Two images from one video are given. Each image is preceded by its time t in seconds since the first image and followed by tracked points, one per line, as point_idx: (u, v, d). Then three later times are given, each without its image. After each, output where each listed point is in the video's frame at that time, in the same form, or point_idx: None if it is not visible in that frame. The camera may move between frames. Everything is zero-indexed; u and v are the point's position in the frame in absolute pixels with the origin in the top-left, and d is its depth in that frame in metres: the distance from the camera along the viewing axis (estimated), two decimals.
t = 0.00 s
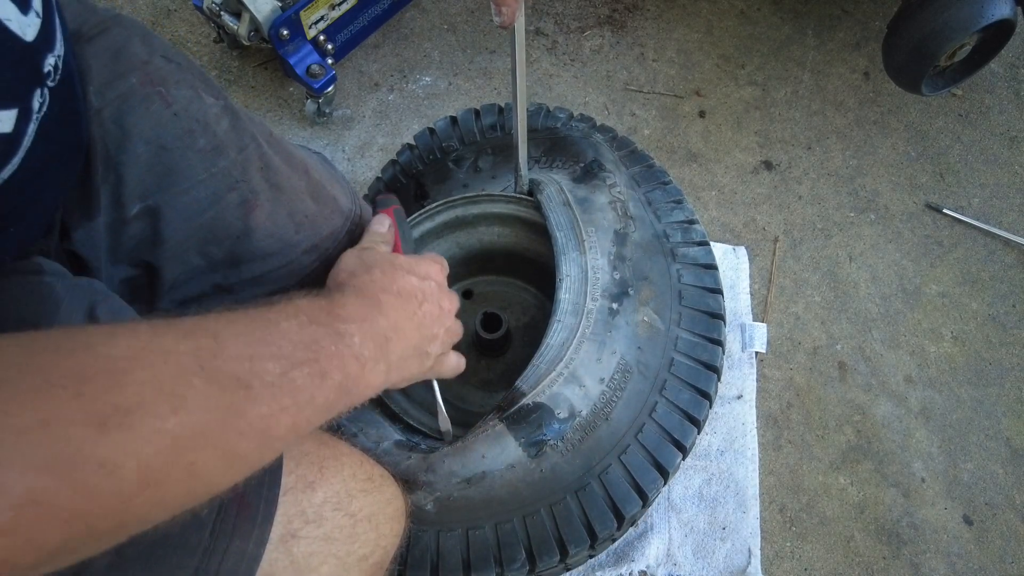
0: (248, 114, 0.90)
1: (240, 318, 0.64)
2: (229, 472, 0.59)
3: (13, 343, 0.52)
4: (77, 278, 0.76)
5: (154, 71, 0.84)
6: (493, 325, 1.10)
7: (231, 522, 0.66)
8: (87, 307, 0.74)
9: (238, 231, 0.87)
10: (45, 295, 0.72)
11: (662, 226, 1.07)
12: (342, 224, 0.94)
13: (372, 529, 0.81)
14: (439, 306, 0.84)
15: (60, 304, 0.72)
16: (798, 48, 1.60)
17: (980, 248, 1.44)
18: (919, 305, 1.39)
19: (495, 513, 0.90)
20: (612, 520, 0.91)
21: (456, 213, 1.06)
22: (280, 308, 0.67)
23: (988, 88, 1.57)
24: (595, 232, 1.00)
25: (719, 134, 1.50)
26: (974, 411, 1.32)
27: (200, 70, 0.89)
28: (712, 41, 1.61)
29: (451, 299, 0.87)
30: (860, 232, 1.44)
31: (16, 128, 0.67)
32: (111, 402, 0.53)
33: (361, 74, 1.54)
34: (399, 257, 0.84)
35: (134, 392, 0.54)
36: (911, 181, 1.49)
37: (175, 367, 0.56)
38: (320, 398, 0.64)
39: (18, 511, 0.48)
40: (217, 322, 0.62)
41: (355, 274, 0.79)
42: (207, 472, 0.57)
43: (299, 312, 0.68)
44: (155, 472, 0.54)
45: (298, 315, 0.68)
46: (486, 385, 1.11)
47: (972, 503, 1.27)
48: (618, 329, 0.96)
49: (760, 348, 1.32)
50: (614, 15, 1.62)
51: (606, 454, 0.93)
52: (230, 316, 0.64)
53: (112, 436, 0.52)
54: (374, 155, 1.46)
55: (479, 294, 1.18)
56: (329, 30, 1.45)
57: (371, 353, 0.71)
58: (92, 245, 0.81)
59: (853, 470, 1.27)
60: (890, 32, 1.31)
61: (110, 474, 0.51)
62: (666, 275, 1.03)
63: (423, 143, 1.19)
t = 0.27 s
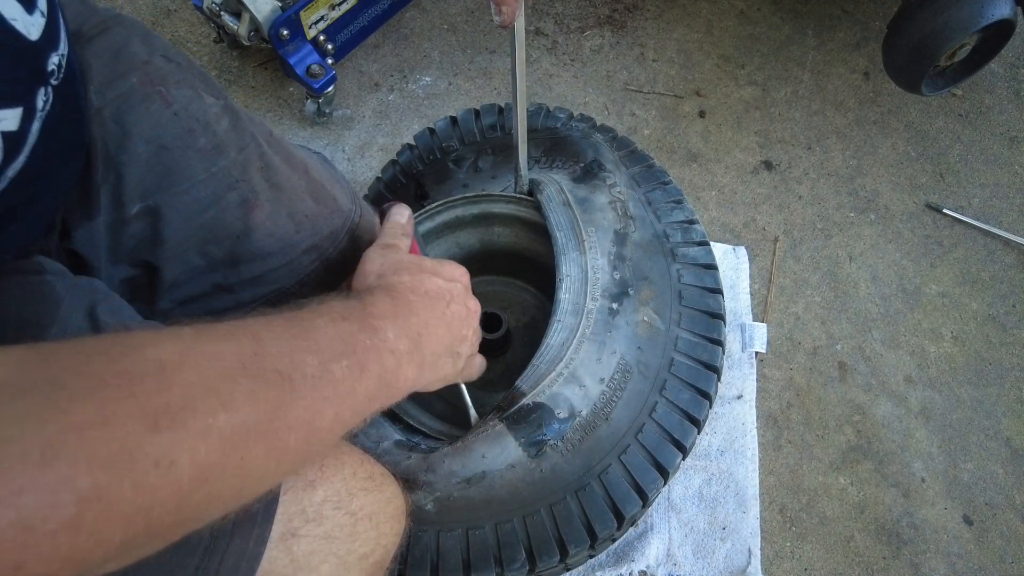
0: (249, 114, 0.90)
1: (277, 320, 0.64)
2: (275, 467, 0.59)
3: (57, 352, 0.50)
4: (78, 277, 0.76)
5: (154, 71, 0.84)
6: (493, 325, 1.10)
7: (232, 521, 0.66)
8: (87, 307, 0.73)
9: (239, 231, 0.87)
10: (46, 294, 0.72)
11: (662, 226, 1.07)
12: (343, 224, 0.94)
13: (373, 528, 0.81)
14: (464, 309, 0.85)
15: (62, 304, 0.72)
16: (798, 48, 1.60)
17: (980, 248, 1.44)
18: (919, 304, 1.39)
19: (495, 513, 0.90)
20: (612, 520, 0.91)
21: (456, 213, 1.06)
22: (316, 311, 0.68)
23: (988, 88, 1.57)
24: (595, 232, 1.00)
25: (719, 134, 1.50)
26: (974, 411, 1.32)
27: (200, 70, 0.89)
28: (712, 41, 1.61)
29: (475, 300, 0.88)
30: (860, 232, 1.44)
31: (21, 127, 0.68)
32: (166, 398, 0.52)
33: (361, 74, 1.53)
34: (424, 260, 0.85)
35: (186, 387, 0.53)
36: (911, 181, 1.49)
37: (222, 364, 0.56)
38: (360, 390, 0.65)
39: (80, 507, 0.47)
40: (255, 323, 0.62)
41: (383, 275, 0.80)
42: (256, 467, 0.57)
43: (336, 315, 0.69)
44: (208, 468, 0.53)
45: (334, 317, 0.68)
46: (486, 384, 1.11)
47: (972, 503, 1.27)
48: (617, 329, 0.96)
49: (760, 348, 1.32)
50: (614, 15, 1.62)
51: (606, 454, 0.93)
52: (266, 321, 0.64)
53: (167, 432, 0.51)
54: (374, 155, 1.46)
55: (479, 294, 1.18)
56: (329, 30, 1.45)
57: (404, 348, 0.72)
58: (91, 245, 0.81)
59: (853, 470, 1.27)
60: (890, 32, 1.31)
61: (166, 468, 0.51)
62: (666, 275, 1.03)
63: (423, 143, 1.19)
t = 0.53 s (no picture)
0: (251, 114, 0.90)
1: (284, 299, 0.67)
2: (297, 441, 0.62)
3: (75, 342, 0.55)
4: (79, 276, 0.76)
5: (157, 70, 0.84)
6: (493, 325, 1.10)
7: (235, 520, 0.66)
8: (90, 306, 0.75)
9: (240, 231, 0.87)
10: (48, 295, 0.72)
11: (662, 226, 1.07)
12: (344, 224, 0.94)
13: (376, 527, 0.81)
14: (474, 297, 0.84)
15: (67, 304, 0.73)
16: (798, 48, 1.60)
17: (980, 248, 1.44)
18: (919, 304, 1.39)
19: (495, 513, 0.90)
20: (612, 520, 0.91)
21: (456, 213, 1.05)
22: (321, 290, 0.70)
23: (988, 88, 1.57)
24: (595, 232, 1.00)
25: (719, 134, 1.50)
26: (974, 411, 1.32)
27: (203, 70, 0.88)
28: (712, 41, 1.61)
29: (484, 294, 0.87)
30: (860, 232, 1.44)
31: (33, 126, 0.68)
32: (186, 373, 0.56)
33: (361, 74, 1.54)
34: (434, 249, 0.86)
35: (204, 363, 0.58)
36: (911, 181, 1.49)
37: (234, 341, 0.60)
38: (372, 363, 0.68)
39: (110, 476, 0.52)
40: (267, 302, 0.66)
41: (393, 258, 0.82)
42: (276, 438, 0.61)
43: (342, 293, 0.71)
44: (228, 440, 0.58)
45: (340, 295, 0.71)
46: (486, 384, 1.11)
47: (972, 503, 1.27)
48: (618, 329, 0.96)
49: (760, 348, 1.32)
50: (614, 15, 1.62)
51: (606, 454, 0.93)
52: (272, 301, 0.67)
53: (186, 405, 0.56)
54: (374, 155, 1.46)
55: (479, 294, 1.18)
56: (329, 30, 1.45)
57: (412, 325, 0.74)
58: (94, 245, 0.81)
59: (853, 470, 1.27)
60: (890, 32, 1.31)
61: (188, 441, 0.55)
62: (666, 275, 1.03)
63: (423, 143, 1.19)
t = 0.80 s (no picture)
0: (251, 115, 0.90)
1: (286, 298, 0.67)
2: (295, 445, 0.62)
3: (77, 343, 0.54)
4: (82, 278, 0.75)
5: (158, 71, 0.84)
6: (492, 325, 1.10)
7: (239, 520, 0.66)
8: (92, 306, 0.74)
9: (242, 231, 0.88)
10: (50, 296, 0.72)
11: (662, 226, 1.07)
12: (345, 224, 0.95)
13: (379, 526, 0.81)
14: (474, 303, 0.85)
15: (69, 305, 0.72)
16: (798, 48, 1.60)
17: (980, 249, 1.44)
18: (919, 304, 1.39)
19: (495, 514, 0.90)
20: (612, 520, 0.91)
21: (456, 213, 1.05)
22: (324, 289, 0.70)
23: (988, 88, 1.57)
24: (595, 232, 1.00)
25: (719, 134, 1.50)
26: (974, 411, 1.32)
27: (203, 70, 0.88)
28: (712, 41, 1.61)
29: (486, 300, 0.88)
30: (860, 232, 1.44)
31: (48, 135, 0.69)
32: (186, 376, 0.56)
33: (361, 74, 1.53)
34: (439, 252, 0.87)
35: (205, 365, 0.57)
36: (911, 181, 1.49)
37: (235, 344, 0.59)
38: (370, 365, 0.68)
39: (112, 485, 0.51)
40: (267, 301, 0.66)
41: (394, 259, 0.83)
42: (279, 441, 0.60)
43: (345, 293, 0.71)
44: (230, 444, 0.57)
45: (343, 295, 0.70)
46: (486, 384, 1.11)
47: (972, 503, 1.27)
48: (617, 330, 0.96)
49: (760, 348, 1.32)
50: (614, 15, 1.62)
51: (606, 454, 0.93)
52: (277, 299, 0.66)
53: (187, 415, 0.55)
54: (374, 155, 1.46)
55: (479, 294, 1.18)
56: (329, 30, 1.45)
57: (411, 324, 0.74)
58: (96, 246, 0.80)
59: (853, 470, 1.27)
60: (890, 31, 1.30)
61: (188, 450, 0.55)
62: (666, 275, 1.03)
63: (423, 143, 1.19)
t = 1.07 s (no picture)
0: (252, 116, 0.91)
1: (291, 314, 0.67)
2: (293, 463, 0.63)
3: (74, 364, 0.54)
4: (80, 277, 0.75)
5: (159, 71, 0.84)
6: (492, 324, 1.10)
7: (242, 520, 0.66)
8: (93, 307, 0.73)
9: (243, 232, 0.88)
10: (50, 296, 0.71)
11: (662, 226, 1.07)
12: (345, 225, 0.97)
13: (381, 527, 0.81)
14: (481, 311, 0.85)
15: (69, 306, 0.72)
16: (798, 48, 1.60)
17: (980, 249, 1.44)
18: (919, 304, 1.39)
19: (495, 514, 0.90)
20: (612, 521, 0.91)
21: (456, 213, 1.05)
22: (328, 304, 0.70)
23: (988, 88, 1.57)
24: (595, 232, 0.99)
25: (719, 134, 1.50)
26: (974, 411, 1.32)
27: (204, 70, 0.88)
28: (712, 41, 1.61)
29: (498, 308, 0.88)
30: (860, 232, 1.44)
31: (53, 138, 0.69)
32: (186, 404, 0.55)
33: (361, 74, 1.53)
34: (453, 260, 0.87)
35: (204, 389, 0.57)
36: (911, 181, 1.49)
37: (236, 365, 0.59)
38: (370, 382, 0.68)
39: (108, 516, 0.51)
40: (272, 316, 0.66)
41: (401, 269, 0.83)
42: (274, 466, 0.61)
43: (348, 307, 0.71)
44: (226, 470, 0.57)
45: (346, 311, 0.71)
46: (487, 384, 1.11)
47: (972, 503, 1.27)
48: (617, 330, 0.96)
49: (760, 348, 1.32)
50: (614, 15, 1.62)
51: (606, 454, 0.93)
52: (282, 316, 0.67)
53: (186, 439, 0.55)
54: (374, 155, 1.46)
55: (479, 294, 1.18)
56: (329, 30, 1.45)
57: (414, 339, 0.75)
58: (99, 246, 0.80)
59: (853, 470, 1.27)
60: (890, 31, 1.30)
61: (186, 475, 0.55)
62: (666, 275, 1.03)
63: (423, 143, 1.20)
